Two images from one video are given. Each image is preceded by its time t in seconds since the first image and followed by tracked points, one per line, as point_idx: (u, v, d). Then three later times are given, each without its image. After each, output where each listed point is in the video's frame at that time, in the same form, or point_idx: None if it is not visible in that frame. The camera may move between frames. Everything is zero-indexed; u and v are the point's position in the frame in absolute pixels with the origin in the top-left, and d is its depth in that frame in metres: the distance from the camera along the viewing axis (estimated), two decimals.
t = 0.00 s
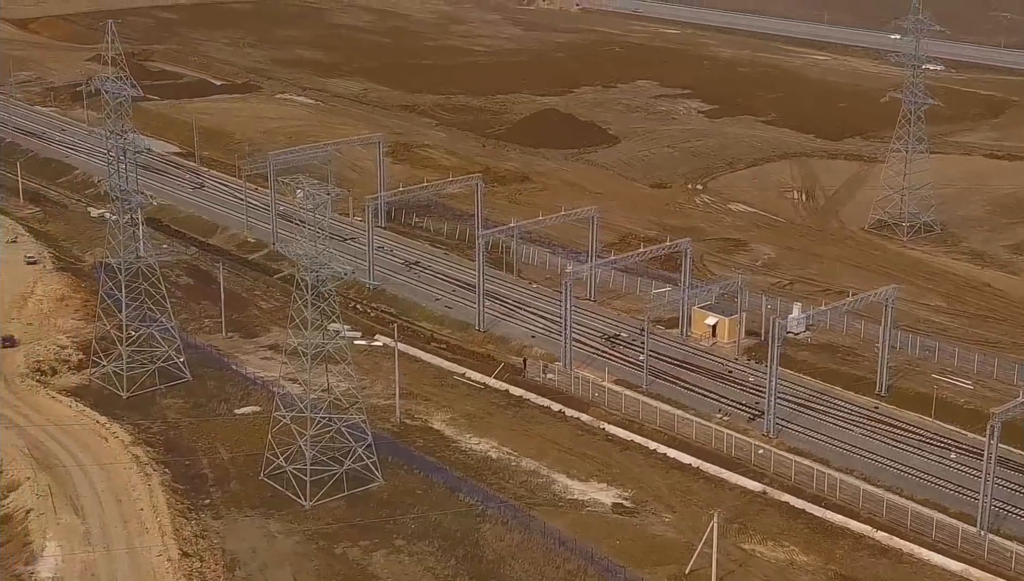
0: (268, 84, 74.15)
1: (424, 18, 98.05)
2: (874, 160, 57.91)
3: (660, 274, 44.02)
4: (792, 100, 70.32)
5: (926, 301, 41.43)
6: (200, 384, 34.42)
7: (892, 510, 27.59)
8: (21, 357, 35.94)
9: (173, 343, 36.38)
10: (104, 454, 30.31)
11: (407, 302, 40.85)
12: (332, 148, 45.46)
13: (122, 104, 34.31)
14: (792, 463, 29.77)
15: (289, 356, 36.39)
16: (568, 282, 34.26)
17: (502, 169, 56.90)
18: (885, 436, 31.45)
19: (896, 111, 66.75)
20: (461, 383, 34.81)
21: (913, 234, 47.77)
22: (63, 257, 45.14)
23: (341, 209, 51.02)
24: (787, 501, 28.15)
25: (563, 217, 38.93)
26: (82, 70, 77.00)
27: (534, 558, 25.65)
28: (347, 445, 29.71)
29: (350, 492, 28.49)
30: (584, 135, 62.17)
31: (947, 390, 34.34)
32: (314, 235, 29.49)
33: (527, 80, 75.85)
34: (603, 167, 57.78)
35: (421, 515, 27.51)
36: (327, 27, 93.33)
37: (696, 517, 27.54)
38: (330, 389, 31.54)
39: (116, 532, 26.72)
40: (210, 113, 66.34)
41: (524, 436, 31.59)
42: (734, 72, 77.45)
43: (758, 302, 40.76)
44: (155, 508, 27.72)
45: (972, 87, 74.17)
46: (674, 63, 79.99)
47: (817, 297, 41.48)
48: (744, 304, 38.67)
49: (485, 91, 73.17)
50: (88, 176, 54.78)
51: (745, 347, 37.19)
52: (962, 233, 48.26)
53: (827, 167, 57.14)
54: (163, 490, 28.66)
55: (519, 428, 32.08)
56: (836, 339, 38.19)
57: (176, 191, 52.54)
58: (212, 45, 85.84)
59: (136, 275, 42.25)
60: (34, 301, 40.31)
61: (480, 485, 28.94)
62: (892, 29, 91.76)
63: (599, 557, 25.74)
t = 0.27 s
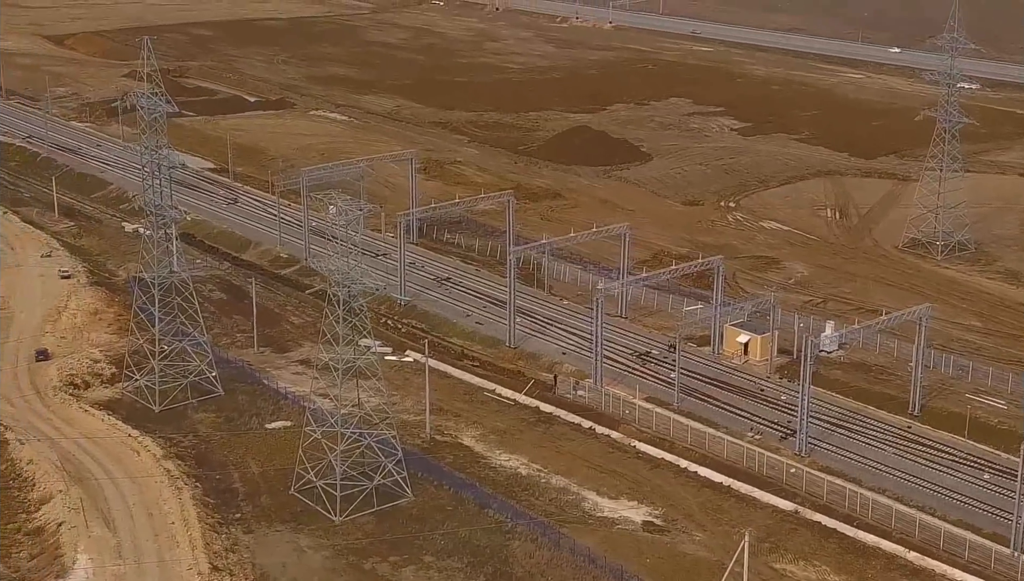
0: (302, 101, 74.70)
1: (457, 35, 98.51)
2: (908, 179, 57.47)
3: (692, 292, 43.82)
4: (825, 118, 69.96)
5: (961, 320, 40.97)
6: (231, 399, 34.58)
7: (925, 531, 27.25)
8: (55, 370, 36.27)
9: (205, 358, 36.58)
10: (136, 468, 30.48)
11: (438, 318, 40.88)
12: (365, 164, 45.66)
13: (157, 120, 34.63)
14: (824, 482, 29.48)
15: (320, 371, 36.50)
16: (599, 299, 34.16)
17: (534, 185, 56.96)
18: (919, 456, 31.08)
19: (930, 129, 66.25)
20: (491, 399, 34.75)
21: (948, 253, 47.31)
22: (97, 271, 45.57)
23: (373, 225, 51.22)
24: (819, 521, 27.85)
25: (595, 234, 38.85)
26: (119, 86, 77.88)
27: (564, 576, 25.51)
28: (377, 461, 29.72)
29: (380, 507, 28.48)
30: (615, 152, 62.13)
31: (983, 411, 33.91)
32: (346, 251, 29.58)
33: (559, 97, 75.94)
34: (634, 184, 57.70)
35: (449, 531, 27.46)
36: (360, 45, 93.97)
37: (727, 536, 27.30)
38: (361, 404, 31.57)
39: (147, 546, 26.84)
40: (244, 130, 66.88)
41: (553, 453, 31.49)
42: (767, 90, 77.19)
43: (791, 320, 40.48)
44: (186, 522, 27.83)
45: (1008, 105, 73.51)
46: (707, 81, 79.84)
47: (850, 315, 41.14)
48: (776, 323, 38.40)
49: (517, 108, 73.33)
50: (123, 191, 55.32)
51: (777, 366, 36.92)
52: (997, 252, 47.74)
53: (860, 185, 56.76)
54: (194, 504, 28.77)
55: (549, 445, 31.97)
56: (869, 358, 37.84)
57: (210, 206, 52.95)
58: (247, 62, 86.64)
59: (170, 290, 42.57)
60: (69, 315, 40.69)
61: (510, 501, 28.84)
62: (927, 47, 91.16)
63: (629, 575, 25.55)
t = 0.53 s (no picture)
0: (304, 103, 74.78)
1: (460, 37, 98.60)
2: (910, 181, 57.44)
3: (694, 293, 43.84)
4: (828, 120, 69.96)
5: (963, 322, 40.95)
6: (233, 400, 34.61)
7: (927, 532, 27.25)
8: (57, 371, 36.31)
9: (207, 359, 36.62)
10: (138, 469, 30.50)
11: (440, 319, 40.90)
12: (366, 166, 45.69)
13: (159, 122, 34.67)
14: (825, 483, 29.48)
15: (322, 372, 36.53)
16: (600, 300, 34.16)
17: (536, 187, 56.99)
18: (920, 458, 31.08)
19: (932, 131, 66.25)
20: (493, 400, 34.76)
21: (950, 255, 47.30)
22: (100, 273, 45.63)
23: (375, 227, 51.26)
24: (821, 522, 27.84)
25: (597, 236, 38.86)
26: (121, 87, 78.02)
27: (565, 577, 25.50)
28: (379, 462, 29.73)
29: (381, 508, 28.49)
30: (617, 154, 62.16)
31: (984, 412, 33.89)
32: (348, 252, 29.59)
33: (561, 99, 75.97)
34: (636, 186, 57.72)
35: (451, 532, 27.46)
36: (362, 46, 94.07)
37: (728, 538, 27.30)
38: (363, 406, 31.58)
39: (149, 547, 26.86)
40: (246, 131, 66.96)
41: (555, 454, 31.51)
42: (770, 92, 77.20)
43: (793, 322, 40.48)
44: (187, 523, 27.85)
45: (1011, 108, 73.46)
46: (709, 83, 79.83)
47: (852, 317, 41.13)
48: (778, 324, 38.41)
49: (519, 110, 73.37)
50: (125, 192, 55.41)
51: (779, 367, 36.93)
52: (999, 254, 47.71)
53: (862, 187, 56.74)
54: (196, 505, 28.79)
55: (551, 446, 31.98)
56: (871, 360, 37.84)
57: (212, 208, 53.02)
58: (249, 63, 86.75)
59: (172, 291, 42.62)
60: (71, 316, 40.74)
61: (511, 503, 28.84)
62: (930, 50, 91.13)
63: (631, 576, 25.55)
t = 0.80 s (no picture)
0: (305, 102, 74.77)
1: (460, 37, 98.58)
2: (910, 180, 57.43)
3: (694, 293, 43.83)
4: (828, 120, 69.93)
5: (963, 321, 40.93)
6: (234, 400, 34.61)
7: (927, 531, 27.25)
8: (58, 371, 36.31)
9: (207, 359, 36.62)
10: (139, 468, 30.52)
11: (440, 318, 40.90)
12: (367, 166, 45.68)
13: (159, 121, 34.67)
14: (826, 483, 29.47)
15: (322, 372, 36.53)
16: (601, 300, 34.14)
17: (536, 187, 56.99)
18: (920, 457, 31.09)
19: (932, 131, 66.24)
20: (493, 400, 34.76)
21: (950, 255, 47.29)
22: (100, 272, 45.63)
23: (375, 226, 51.27)
24: (821, 521, 27.83)
25: (597, 235, 38.85)
26: (122, 87, 78.01)
27: (566, 576, 25.50)
28: (379, 461, 29.72)
29: (382, 508, 28.49)
30: (618, 154, 62.14)
31: (985, 412, 33.89)
32: (348, 252, 29.58)
33: (562, 99, 75.95)
34: (637, 185, 57.71)
35: (451, 532, 27.45)
36: (363, 46, 94.07)
37: (729, 537, 27.30)
38: (363, 405, 31.58)
39: (149, 546, 26.86)
40: (247, 131, 66.95)
41: (555, 453, 31.50)
42: (770, 91, 77.19)
43: (793, 321, 40.47)
44: (188, 522, 27.86)
45: (1010, 108, 73.44)
46: (709, 83, 79.82)
47: (852, 316, 41.13)
48: (778, 324, 38.40)
49: (519, 110, 73.36)
50: (126, 192, 55.42)
51: (779, 367, 36.92)
52: (999, 253, 47.71)
53: (862, 187, 56.72)
54: (196, 504, 28.79)
55: (552, 445, 31.99)
56: (871, 359, 37.84)
57: (212, 207, 53.01)
58: (249, 63, 86.74)
59: (172, 291, 42.63)
60: (71, 316, 40.74)
61: (512, 502, 28.83)
62: (929, 50, 91.10)
63: (631, 575, 25.54)
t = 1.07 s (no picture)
0: (305, 102, 74.77)
1: (460, 37, 98.59)
2: (910, 180, 57.42)
3: (694, 293, 43.83)
4: (829, 120, 69.92)
5: (963, 321, 40.91)
6: (234, 400, 34.61)
7: (927, 531, 27.25)
8: (58, 371, 36.32)
9: (207, 358, 36.62)
10: (139, 467, 30.53)
11: (440, 318, 40.90)
12: (367, 165, 45.67)
13: (159, 121, 34.67)
14: (826, 482, 29.47)
15: (323, 371, 36.53)
16: (602, 300, 34.13)
17: (536, 187, 56.99)
18: (921, 457, 31.09)
19: (933, 131, 66.23)
20: (493, 400, 34.75)
21: (950, 255, 47.29)
22: (100, 272, 45.64)
23: (375, 226, 51.28)
24: (822, 521, 27.84)
25: (597, 235, 38.83)
26: (122, 87, 77.99)
27: (566, 576, 25.50)
28: (380, 461, 29.72)
29: (382, 508, 28.49)
30: (618, 154, 62.14)
31: (985, 412, 33.89)
32: (348, 251, 29.57)
33: (562, 99, 75.93)
34: (637, 185, 57.70)
35: (451, 531, 27.45)
36: (363, 46, 94.07)
37: (729, 537, 27.30)
38: (363, 405, 31.58)
39: (149, 546, 26.87)
40: (247, 131, 66.95)
41: (556, 453, 31.51)
42: (770, 91, 77.18)
43: (793, 321, 40.47)
44: (188, 522, 27.86)
45: (1010, 108, 73.45)
46: (710, 83, 79.81)
47: (853, 316, 41.13)
48: (779, 323, 38.41)
49: (519, 109, 73.35)
50: (127, 191, 55.42)
51: (779, 367, 36.92)
52: (1000, 253, 47.70)
53: (863, 187, 56.71)
54: (196, 504, 28.79)
55: (552, 444, 32.00)
56: (872, 359, 37.84)
57: (212, 207, 53.01)
58: (250, 63, 86.75)
59: (173, 291, 42.65)
60: (71, 316, 40.74)
61: (512, 502, 28.84)
62: (929, 49, 91.12)
63: (631, 575, 25.54)
